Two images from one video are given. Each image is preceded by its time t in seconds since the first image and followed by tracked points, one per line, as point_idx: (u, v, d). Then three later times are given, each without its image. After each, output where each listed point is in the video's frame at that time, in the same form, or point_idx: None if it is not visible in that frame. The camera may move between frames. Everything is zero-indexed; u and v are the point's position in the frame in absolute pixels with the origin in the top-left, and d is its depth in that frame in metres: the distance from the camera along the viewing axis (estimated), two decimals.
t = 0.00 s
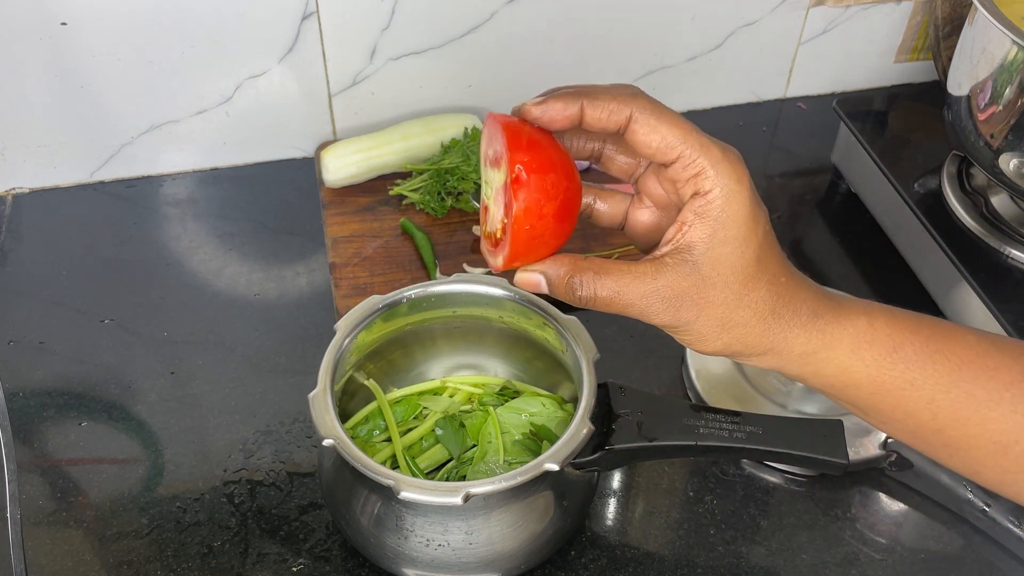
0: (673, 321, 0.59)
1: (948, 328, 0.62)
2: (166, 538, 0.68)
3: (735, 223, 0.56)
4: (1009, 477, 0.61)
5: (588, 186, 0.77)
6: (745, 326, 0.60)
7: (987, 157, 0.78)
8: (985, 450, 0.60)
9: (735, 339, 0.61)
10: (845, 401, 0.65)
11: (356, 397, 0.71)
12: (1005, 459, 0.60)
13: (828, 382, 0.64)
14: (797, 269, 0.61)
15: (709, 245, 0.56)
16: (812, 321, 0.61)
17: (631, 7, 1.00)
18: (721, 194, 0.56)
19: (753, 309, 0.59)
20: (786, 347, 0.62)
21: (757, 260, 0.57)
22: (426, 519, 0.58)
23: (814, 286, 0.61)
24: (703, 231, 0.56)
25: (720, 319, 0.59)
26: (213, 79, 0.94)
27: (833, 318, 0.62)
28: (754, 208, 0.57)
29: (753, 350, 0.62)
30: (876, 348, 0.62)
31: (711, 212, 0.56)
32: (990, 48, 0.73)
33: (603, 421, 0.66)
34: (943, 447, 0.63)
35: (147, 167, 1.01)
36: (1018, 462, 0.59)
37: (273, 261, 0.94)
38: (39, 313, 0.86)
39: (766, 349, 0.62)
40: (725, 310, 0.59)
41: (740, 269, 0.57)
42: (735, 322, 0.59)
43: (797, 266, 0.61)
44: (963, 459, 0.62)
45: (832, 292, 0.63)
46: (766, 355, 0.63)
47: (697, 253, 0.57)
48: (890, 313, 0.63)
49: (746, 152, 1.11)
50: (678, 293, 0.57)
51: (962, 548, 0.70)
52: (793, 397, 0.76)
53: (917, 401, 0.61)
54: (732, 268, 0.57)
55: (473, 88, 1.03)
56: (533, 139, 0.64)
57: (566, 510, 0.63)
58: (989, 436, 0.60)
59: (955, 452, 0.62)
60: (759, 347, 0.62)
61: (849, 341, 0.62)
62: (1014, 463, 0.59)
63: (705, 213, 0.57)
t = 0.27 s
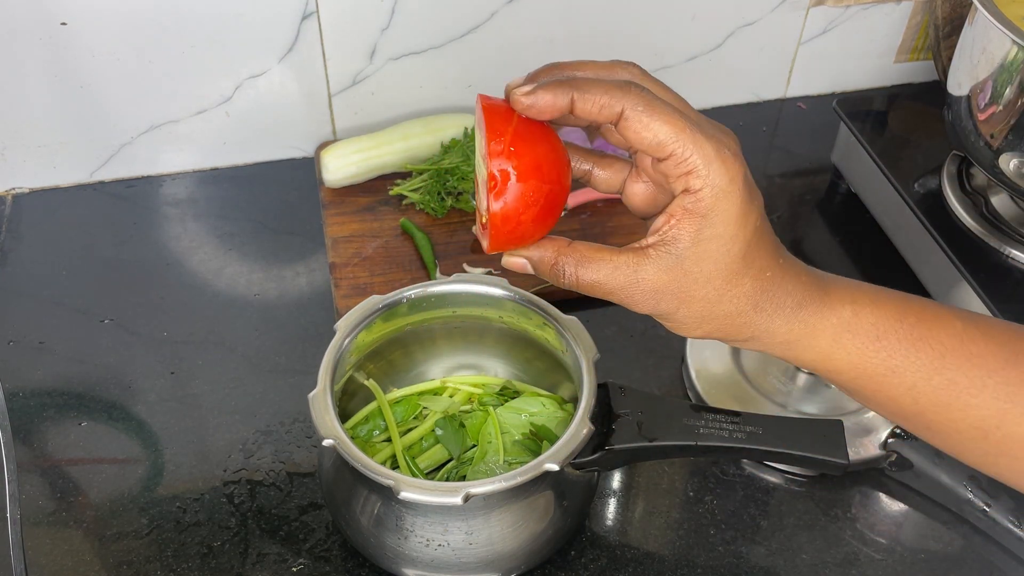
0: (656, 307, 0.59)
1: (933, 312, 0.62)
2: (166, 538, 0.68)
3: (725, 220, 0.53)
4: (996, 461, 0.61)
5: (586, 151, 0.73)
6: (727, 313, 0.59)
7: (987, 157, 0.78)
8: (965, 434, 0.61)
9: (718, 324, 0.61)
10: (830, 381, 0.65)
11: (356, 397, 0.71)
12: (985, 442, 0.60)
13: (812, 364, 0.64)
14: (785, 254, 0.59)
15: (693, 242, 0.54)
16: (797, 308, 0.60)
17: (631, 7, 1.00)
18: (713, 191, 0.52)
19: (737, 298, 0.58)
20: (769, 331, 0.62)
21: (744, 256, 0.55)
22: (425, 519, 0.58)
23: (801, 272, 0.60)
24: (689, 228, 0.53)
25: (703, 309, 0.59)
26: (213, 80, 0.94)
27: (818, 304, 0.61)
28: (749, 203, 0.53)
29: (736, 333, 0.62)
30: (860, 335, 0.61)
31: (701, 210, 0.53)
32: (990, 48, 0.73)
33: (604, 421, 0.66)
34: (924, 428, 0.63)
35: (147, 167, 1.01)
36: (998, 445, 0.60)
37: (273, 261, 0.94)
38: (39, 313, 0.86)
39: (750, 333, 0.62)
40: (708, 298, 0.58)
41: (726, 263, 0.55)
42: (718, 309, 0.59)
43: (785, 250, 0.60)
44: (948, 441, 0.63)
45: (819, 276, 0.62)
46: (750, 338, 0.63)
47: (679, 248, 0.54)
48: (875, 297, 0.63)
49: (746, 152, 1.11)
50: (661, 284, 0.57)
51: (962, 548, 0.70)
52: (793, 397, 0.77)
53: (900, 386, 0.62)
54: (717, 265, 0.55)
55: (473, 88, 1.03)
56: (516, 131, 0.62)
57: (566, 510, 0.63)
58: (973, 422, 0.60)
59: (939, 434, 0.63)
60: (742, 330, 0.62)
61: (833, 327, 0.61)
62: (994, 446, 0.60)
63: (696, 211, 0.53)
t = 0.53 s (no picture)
0: (645, 304, 0.59)
1: (923, 308, 0.62)
2: (166, 538, 0.68)
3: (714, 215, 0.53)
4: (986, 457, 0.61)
5: (578, 145, 0.72)
6: (717, 309, 0.59)
7: (987, 157, 0.78)
8: (954, 430, 0.61)
9: (708, 320, 0.61)
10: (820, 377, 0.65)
11: (356, 397, 0.71)
12: (975, 438, 0.60)
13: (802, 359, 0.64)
14: (776, 248, 0.59)
15: (682, 236, 0.54)
16: (787, 303, 0.60)
17: (631, 7, 1.00)
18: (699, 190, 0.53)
19: (727, 293, 0.58)
20: (759, 327, 0.61)
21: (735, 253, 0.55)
22: (425, 519, 0.58)
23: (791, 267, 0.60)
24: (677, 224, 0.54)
25: (693, 304, 0.59)
26: (213, 80, 0.94)
27: (808, 299, 0.61)
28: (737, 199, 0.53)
29: (726, 329, 0.62)
30: (850, 330, 0.61)
31: (690, 203, 0.53)
32: (990, 48, 0.73)
33: (604, 421, 0.66)
34: (914, 425, 0.63)
35: (147, 167, 1.01)
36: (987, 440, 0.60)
37: (273, 262, 0.94)
38: (38, 313, 0.86)
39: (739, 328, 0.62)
40: (698, 293, 0.58)
41: (716, 259, 0.55)
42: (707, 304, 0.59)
43: (775, 245, 0.59)
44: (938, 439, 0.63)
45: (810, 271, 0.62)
46: (740, 334, 0.63)
47: (668, 242, 0.54)
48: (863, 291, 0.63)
49: (746, 151, 1.11)
50: (650, 279, 0.57)
51: (963, 547, 0.70)
52: (793, 397, 0.77)
53: (890, 382, 0.61)
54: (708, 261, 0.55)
55: (473, 88, 1.03)
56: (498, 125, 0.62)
57: (566, 510, 0.63)
58: (962, 418, 0.60)
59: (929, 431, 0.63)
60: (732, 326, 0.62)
61: (823, 322, 0.61)
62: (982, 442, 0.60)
63: (685, 204, 0.53)
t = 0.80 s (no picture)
0: (632, 315, 0.59)
1: (910, 309, 0.62)
2: (166, 538, 0.68)
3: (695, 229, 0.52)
4: (978, 455, 0.61)
5: (563, 158, 0.71)
6: (702, 317, 0.59)
7: (987, 157, 0.78)
8: (943, 429, 0.61)
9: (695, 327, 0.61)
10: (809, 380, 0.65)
11: (356, 397, 0.71)
12: (965, 438, 0.61)
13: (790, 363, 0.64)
14: (761, 255, 0.59)
15: (664, 251, 0.54)
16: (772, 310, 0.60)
17: (631, 7, 1.00)
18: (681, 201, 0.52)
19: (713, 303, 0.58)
20: (746, 332, 0.61)
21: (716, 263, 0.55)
22: (425, 519, 0.58)
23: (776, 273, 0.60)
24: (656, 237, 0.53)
25: (678, 313, 0.59)
26: (213, 80, 0.94)
27: (794, 305, 0.61)
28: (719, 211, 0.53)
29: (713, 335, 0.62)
30: (837, 334, 0.61)
31: (671, 218, 0.52)
32: (990, 48, 0.73)
33: (604, 421, 0.66)
34: (905, 425, 0.63)
35: (147, 167, 1.01)
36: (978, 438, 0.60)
37: (273, 262, 0.94)
38: (38, 313, 0.86)
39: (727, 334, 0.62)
40: (683, 302, 0.58)
41: (698, 270, 0.55)
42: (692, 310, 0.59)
43: (759, 252, 0.59)
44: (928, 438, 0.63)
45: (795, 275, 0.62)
46: (727, 339, 0.63)
47: (651, 256, 0.54)
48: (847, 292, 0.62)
49: (746, 152, 1.11)
50: (635, 292, 0.57)
51: (963, 548, 0.70)
52: (793, 398, 0.77)
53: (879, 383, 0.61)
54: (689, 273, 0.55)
55: (473, 88, 1.03)
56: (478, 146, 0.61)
57: (566, 510, 0.63)
58: (952, 418, 0.60)
59: (920, 430, 0.63)
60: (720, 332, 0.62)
61: (809, 326, 0.61)
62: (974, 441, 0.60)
63: (666, 219, 0.52)
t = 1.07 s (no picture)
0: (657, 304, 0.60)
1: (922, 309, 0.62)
2: (166, 538, 0.68)
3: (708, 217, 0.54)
4: (992, 448, 0.57)
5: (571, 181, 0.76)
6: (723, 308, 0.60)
7: (987, 157, 0.78)
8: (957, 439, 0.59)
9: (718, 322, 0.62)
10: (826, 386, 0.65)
11: (356, 397, 0.71)
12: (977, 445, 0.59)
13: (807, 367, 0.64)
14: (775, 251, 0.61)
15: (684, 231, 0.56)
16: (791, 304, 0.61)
17: (631, 7, 1.00)
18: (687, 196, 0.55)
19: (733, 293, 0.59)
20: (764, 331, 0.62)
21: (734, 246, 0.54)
22: (426, 519, 0.58)
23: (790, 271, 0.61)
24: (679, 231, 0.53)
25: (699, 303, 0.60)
26: (213, 80, 0.94)
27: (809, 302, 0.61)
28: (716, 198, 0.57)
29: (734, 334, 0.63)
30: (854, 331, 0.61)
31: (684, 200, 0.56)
32: (990, 48, 0.73)
33: (604, 420, 0.66)
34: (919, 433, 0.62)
35: (147, 167, 1.01)
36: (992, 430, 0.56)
37: (273, 262, 0.94)
38: (39, 313, 0.86)
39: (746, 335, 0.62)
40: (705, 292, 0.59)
41: (715, 259, 0.54)
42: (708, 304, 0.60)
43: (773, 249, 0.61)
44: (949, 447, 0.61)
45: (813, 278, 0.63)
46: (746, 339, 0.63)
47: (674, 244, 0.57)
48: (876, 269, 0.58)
49: (746, 152, 1.11)
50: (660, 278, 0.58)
51: (963, 547, 0.70)
52: (793, 397, 0.77)
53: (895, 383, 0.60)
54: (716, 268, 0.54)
55: (473, 87, 1.03)
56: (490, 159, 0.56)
57: (566, 510, 0.63)
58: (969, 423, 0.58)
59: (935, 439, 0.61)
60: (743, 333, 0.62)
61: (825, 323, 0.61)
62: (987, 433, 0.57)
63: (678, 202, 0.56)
